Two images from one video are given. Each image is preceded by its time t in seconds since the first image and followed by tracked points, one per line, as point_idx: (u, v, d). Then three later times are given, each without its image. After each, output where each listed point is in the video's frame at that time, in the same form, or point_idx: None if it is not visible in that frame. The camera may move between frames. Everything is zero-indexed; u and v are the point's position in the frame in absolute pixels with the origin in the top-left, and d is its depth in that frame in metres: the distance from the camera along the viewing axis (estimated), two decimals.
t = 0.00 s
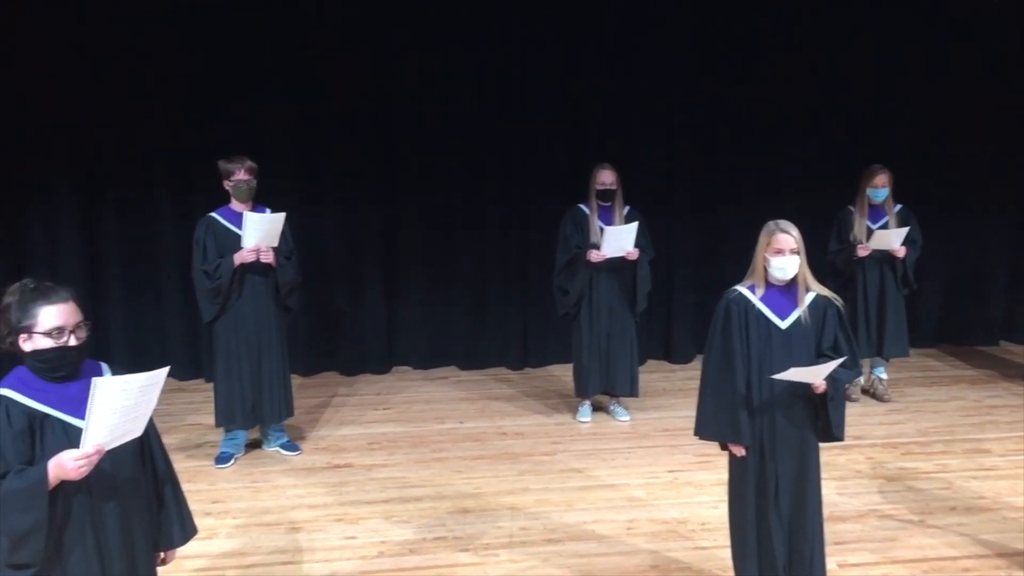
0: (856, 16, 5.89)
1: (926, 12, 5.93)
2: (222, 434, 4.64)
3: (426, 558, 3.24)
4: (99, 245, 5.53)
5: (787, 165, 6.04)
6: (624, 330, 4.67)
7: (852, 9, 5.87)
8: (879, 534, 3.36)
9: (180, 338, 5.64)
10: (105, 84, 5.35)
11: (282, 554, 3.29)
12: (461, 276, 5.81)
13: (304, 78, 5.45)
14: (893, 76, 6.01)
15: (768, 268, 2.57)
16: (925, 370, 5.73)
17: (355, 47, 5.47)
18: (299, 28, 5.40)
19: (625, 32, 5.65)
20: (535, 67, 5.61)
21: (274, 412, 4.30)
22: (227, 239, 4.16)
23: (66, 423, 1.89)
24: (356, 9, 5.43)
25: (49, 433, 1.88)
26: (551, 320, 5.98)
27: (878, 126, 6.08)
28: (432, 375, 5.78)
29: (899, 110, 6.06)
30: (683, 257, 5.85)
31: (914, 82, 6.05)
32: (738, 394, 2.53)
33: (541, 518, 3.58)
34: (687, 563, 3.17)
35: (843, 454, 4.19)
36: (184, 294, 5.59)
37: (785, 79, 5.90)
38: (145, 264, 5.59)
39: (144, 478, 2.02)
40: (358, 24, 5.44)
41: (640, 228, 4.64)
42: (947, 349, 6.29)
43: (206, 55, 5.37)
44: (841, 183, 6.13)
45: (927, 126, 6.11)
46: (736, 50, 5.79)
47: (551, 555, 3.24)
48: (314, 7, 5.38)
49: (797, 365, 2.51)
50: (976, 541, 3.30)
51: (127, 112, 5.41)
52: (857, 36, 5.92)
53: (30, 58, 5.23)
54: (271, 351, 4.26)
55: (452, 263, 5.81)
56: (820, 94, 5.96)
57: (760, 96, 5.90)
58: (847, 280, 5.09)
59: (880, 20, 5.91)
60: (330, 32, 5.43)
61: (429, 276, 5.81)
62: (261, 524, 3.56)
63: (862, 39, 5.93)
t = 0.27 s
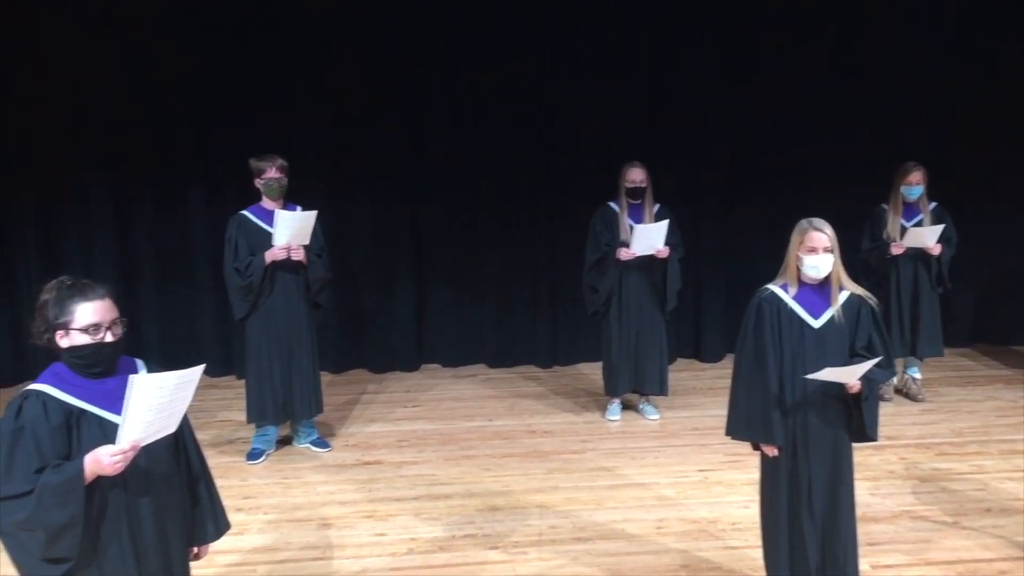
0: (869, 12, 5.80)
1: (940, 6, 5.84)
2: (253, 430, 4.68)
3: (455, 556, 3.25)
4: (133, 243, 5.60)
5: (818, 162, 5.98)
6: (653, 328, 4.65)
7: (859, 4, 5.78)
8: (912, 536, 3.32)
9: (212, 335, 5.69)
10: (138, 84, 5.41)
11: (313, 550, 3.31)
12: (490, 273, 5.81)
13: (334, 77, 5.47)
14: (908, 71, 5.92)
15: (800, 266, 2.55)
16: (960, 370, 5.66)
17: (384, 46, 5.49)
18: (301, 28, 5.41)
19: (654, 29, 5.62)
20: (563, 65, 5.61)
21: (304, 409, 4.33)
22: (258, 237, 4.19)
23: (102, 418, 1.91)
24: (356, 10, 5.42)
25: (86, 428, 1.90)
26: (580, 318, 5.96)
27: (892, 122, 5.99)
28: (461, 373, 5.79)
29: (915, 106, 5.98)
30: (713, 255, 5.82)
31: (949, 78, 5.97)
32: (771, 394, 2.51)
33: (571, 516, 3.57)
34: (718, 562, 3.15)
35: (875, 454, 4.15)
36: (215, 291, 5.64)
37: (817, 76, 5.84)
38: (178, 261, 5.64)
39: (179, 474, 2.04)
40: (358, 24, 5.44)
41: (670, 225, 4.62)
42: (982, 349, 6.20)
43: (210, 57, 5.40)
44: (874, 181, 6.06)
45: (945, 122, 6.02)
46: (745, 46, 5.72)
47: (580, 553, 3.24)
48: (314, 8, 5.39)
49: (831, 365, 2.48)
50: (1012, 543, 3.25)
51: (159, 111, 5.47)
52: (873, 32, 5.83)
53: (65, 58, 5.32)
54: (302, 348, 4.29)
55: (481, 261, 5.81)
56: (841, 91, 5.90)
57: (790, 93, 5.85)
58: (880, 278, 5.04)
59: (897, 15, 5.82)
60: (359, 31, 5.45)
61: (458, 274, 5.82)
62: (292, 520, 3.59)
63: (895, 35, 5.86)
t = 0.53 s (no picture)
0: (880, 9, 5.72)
1: (947, 2, 5.76)
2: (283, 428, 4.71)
3: (484, 556, 3.25)
4: (166, 243, 5.66)
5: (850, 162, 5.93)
6: (683, 329, 4.63)
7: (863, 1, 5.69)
8: (946, 539, 3.28)
9: (243, 334, 5.74)
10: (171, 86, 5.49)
11: (343, 548, 3.33)
12: (518, 273, 5.81)
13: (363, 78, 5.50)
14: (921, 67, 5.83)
15: (833, 267, 2.53)
16: (995, 372, 5.58)
17: (413, 46, 5.51)
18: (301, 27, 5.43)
19: (683, 29, 5.60)
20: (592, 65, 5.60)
21: (334, 408, 4.35)
22: (289, 237, 4.22)
23: (137, 415, 1.94)
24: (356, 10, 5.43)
25: (121, 426, 1.92)
26: (608, 318, 5.95)
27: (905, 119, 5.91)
28: (490, 373, 5.80)
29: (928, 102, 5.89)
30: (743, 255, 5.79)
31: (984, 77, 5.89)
32: (803, 396, 2.49)
33: (600, 517, 3.56)
34: (748, 565, 3.13)
35: (909, 457, 4.10)
36: (246, 291, 5.69)
37: (848, 76, 5.79)
38: (209, 261, 5.70)
39: (212, 470, 2.06)
40: (358, 24, 5.45)
41: (699, 225, 4.59)
42: (1018, 351, 6.11)
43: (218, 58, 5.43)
44: (907, 180, 5.99)
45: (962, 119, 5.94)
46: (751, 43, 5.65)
47: (610, 554, 3.23)
48: (314, 8, 5.40)
49: (865, 368, 2.46)
50: None
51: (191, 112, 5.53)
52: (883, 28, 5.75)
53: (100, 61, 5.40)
54: (332, 347, 4.31)
55: (510, 261, 5.82)
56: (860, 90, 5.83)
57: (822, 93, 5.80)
58: (913, 279, 4.98)
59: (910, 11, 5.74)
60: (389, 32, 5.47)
61: (487, 274, 5.83)
62: (322, 518, 3.61)
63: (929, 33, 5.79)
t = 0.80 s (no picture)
0: (890, 7, 5.64)
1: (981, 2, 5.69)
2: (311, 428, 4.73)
3: (511, 557, 3.25)
4: (196, 243, 5.71)
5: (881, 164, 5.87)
6: (711, 331, 4.60)
7: None
8: (979, 546, 3.24)
9: (271, 333, 5.78)
10: (202, 87, 5.53)
11: (370, 548, 3.34)
12: (545, 275, 5.81)
13: (391, 79, 5.52)
14: (942, 67, 5.76)
15: (866, 270, 2.51)
16: None
17: (442, 47, 5.52)
18: (301, 27, 5.45)
19: (712, 30, 5.59)
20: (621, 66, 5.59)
21: (362, 408, 4.37)
22: (318, 238, 4.24)
23: (169, 413, 1.96)
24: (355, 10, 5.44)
25: (153, 423, 1.94)
26: (636, 320, 5.93)
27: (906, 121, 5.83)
28: (516, 374, 5.80)
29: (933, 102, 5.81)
30: (772, 258, 5.75)
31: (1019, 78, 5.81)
32: (834, 399, 2.47)
33: (627, 519, 3.55)
34: (777, 569, 3.11)
35: (940, 462, 4.06)
36: (275, 290, 5.73)
37: (880, 77, 5.74)
38: (239, 261, 5.74)
39: (242, 468, 2.07)
40: (358, 24, 5.46)
41: (728, 227, 4.57)
42: None
43: (216, 61, 5.49)
44: (939, 183, 5.93)
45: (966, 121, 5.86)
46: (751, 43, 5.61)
47: (636, 557, 3.22)
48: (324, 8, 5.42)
49: (897, 372, 2.44)
50: None
51: (221, 113, 5.57)
52: (904, 27, 5.68)
53: (132, 63, 5.47)
54: (360, 347, 4.33)
55: (537, 262, 5.81)
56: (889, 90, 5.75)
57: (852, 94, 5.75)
58: (946, 282, 4.92)
59: (914, 9, 5.66)
60: (418, 33, 5.49)
61: (514, 274, 5.83)
62: (350, 518, 3.63)
63: (962, 34, 5.72)
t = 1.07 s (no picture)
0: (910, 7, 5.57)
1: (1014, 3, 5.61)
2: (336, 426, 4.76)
3: (535, 557, 3.25)
4: (224, 241, 5.76)
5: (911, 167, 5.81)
6: (738, 333, 4.58)
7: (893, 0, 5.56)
8: (1008, 554, 3.21)
9: (297, 331, 5.81)
10: (231, 86, 5.58)
11: (395, 546, 3.36)
12: (571, 275, 5.81)
13: (417, 78, 5.54)
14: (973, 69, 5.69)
15: (896, 273, 2.49)
16: None
17: (467, 47, 5.53)
18: (315, 27, 5.49)
19: (740, 31, 5.56)
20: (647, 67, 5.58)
21: (387, 406, 4.39)
22: (345, 237, 4.26)
23: (198, 409, 1.97)
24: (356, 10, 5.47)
25: (183, 419, 1.96)
26: (661, 321, 5.91)
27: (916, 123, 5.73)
28: (541, 374, 5.80)
29: (946, 104, 5.70)
30: (799, 260, 5.71)
31: None
32: (863, 403, 2.45)
33: (651, 521, 3.54)
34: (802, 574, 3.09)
35: (970, 468, 4.01)
36: (302, 288, 5.77)
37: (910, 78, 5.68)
38: (266, 259, 5.78)
39: (270, 464, 2.09)
40: (358, 24, 5.48)
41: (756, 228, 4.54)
42: None
43: (219, 63, 5.55)
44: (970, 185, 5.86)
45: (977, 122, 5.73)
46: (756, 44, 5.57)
47: (661, 559, 3.21)
48: (314, 8, 5.46)
49: (927, 376, 2.42)
50: None
51: (249, 112, 5.62)
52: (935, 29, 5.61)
53: (162, 62, 5.54)
54: (386, 346, 4.34)
55: (562, 263, 5.81)
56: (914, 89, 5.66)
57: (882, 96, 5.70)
58: (976, 286, 4.87)
59: (917, 8, 5.57)
60: (444, 33, 5.51)
61: (539, 275, 5.83)
62: (375, 515, 3.64)
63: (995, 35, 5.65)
